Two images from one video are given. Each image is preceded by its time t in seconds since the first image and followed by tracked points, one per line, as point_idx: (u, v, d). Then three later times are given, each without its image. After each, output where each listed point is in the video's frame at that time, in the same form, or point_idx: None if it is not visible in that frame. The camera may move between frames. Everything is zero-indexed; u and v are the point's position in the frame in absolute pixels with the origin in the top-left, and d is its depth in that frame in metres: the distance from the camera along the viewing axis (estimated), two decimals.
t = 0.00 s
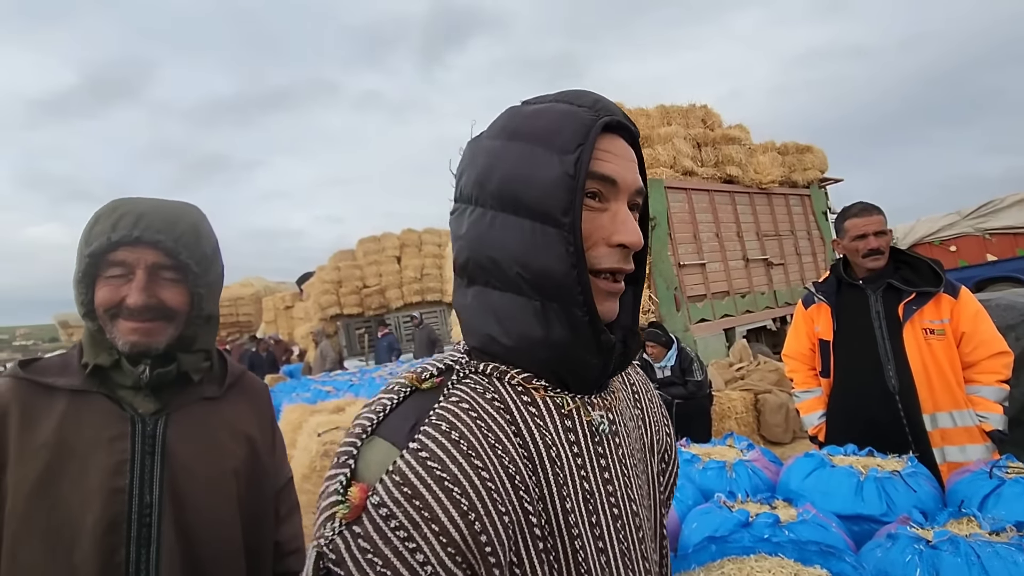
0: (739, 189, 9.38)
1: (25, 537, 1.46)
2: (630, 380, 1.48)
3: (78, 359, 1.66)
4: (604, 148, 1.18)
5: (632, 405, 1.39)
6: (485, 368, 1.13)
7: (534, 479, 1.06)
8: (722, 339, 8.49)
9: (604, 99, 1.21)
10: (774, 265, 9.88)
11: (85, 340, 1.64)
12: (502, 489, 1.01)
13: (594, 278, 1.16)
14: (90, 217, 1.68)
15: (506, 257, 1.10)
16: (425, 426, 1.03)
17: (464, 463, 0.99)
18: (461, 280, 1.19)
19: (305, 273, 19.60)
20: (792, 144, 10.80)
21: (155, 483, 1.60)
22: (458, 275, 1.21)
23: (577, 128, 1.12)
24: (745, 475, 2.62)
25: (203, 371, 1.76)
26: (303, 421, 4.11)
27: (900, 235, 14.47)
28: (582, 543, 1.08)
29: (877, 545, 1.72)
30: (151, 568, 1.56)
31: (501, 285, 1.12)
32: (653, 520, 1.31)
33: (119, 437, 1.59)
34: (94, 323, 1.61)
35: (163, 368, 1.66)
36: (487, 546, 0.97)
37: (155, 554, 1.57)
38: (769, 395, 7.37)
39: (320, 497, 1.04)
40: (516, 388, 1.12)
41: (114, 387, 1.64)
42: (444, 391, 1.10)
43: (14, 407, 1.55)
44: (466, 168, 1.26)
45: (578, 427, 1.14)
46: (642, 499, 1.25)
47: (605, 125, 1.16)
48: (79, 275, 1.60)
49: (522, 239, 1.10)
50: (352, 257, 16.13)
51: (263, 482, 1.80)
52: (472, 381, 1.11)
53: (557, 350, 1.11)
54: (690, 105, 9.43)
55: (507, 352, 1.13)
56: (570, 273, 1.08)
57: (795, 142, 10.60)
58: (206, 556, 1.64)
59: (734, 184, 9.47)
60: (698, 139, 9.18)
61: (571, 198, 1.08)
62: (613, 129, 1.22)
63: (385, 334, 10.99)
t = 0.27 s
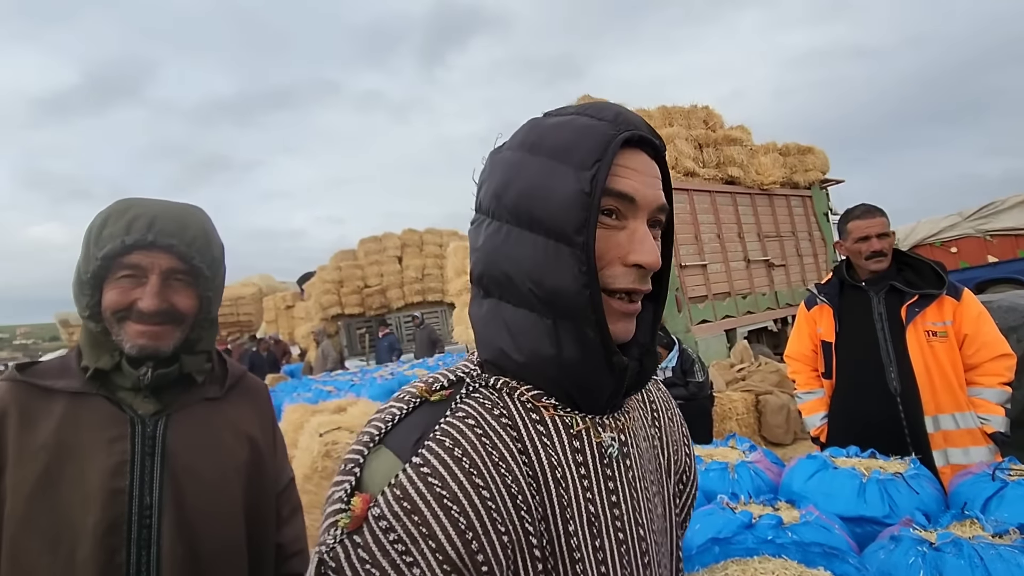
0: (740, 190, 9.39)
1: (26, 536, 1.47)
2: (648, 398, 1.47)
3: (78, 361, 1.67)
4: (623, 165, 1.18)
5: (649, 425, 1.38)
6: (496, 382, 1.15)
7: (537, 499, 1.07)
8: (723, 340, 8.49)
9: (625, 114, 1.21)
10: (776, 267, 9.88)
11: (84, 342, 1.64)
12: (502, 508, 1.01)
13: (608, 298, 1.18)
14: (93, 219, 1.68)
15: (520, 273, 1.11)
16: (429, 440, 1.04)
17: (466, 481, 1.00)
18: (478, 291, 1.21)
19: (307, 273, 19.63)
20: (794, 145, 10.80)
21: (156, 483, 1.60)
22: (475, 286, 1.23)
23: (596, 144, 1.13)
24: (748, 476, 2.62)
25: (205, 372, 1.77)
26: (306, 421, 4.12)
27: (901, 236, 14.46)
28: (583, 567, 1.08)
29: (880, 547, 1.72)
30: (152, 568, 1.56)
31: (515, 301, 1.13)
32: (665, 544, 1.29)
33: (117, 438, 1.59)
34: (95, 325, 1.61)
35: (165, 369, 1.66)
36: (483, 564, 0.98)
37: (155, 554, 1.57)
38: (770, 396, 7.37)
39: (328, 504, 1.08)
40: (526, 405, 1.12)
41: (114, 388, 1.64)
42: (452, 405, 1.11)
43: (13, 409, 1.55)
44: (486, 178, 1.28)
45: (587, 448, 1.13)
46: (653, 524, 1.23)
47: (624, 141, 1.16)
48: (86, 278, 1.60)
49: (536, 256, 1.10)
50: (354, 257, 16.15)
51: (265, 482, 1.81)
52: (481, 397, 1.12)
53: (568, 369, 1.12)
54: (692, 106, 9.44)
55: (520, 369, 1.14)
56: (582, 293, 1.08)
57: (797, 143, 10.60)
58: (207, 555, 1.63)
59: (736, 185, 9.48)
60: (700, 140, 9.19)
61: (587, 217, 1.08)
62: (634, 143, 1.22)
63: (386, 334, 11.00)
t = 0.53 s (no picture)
0: (743, 191, 9.37)
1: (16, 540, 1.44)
2: (654, 396, 1.45)
3: (53, 363, 1.64)
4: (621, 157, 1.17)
5: (655, 422, 1.37)
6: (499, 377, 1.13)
7: (539, 494, 1.06)
8: (726, 340, 8.47)
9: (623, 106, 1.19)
10: (779, 267, 9.85)
11: (60, 344, 1.62)
12: (503, 501, 1.01)
13: (608, 290, 1.17)
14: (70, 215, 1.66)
15: (520, 268, 1.10)
16: (430, 433, 1.04)
17: (466, 473, 1.00)
18: (479, 287, 1.20)
19: (309, 273, 19.64)
20: (797, 145, 10.76)
21: (148, 482, 1.60)
22: (476, 282, 1.22)
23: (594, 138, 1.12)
24: (752, 477, 2.61)
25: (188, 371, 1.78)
26: (307, 421, 4.11)
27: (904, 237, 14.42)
28: (586, 562, 1.07)
29: (886, 548, 1.70)
30: (149, 567, 1.56)
31: (517, 296, 1.12)
32: (671, 544, 1.27)
33: (109, 437, 1.59)
34: (76, 324, 1.60)
35: (151, 367, 1.67)
36: (484, 557, 0.97)
37: (152, 552, 1.57)
38: (772, 396, 7.36)
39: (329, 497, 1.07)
40: (528, 399, 1.11)
41: (96, 388, 1.63)
42: (454, 398, 1.11)
43: None
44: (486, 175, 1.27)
45: (591, 443, 1.12)
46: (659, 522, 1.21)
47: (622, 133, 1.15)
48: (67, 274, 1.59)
49: (535, 250, 1.10)
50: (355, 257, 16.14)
51: (254, 480, 1.82)
52: (482, 390, 1.11)
53: (570, 363, 1.11)
54: (694, 106, 9.42)
55: (522, 364, 1.13)
56: (582, 285, 1.07)
57: (800, 143, 10.57)
58: (205, 551, 1.65)
59: (738, 185, 9.45)
60: (702, 140, 9.16)
61: (586, 210, 1.08)
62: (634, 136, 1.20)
63: (388, 334, 10.99)
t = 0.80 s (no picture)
0: (744, 193, 9.37)
1: None
2: (666, 397, 1.45)
3: (19, 368, 1.59)
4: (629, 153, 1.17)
5: (665, 422, 1.36)
6: (508, 372, 1.14)
7: (544, 487, 1.06)
8: (728, 342, 8.47)
9: (629, 105, 1.20)
10: (780, 269, 9.85)
11: (25, 347, 1.58)
12: (507, 493, 1.01)
13: (616, 285, 1.16)
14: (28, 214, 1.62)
15: (528, 265, 1.11)
16: (438, 422, 1.05)
17: (471, 463, 1.00)
18: (490, 285, 1.22)
19: (310, 274, 19.65)
20: (798, 147, 10.77)
21: (129, 484, 1.58)
22: (488, 279, 1.24)
23: (596, 135, 1.12)
24: (756, 479, 2.61)
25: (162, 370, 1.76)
26: (309, 422, 4.11)
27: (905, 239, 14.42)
28: (589, 556, 1.07)
29: (892, 549, 1.71)
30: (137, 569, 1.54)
31: (524, 292, 1.13)
32: (679, 545, 1.26)
33: (86, 440, 1.56)
34: (42, 326, 1.57)
35: (126, 366, 1.65)
36: (486, 545, 0.98)
37: (139, 554, 1.55)
38: (774, 399, 7.35)
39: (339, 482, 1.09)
40: (535, 393, 1.11)
41: (66, 390, 1.59)
42: (462, 391, 1.12)
43: None
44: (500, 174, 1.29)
45: (597, 439, 1.12)
46: (667, 522, 1.20)
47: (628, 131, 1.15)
48: (31, 273, 1.57)
49: (543, 246, 1.10)
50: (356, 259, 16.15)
51: (234, 479, 1.80)
52: (490, 383, 1.12)
53: (576, 358, 1.11)
54: (695, 108, 9.42)
55: (530, 358, 1.14)
56: (588, 281, 1.07)
57: (801, 145, 10.58)
58: (195, 551, 1.64)
59: (740, 187, 9.46)
60: (704, 142, 9.17)
61: (591, 207, 1.08)
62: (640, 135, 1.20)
63: (389, 335, 10.97)
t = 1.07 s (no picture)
0: (742, 196, 9.39)
1: None
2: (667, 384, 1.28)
3: None
4: (591, 128, 1.12)
5: (669, 407, 1.22)
6: (484, 343, 1.11)
7: (503, 446, 0.99)
8: (725, 345, 8.49)
9: (590, 84, 1.17)
10: (778, 272, 9.87)
11: None
12: (462, 445, 0.96)
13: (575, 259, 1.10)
14: None
15: (492, 240, 1.10)
16: (411, 377, 1.05)
17: (429, 411, 0.98)
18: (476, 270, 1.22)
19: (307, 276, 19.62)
20: (796, 151, 10.82)
21: (89, 491, 1.51)
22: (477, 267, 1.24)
23: (549, 110, 1.10)
24: (755, 481, 2.62)
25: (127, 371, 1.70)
26: (307, 423, 4.10)
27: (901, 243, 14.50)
28: (547, 522, 0.98)
29: (892, 551, 1.71)
30: None
31: (496, 268, 1.10)
32: (675, 545, 1.10)
33: (43, 445, 1.49)
34: None
35: (87, 366, 1.59)
36: (435, 490, 0.94)
37: (99, 564, 1.49)
38: (772, 402, 7.36)
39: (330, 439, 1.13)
40: (508, 363, 1.06)
41: (21, 393, 1.53)
42: (445, 353, 1.13)
43: None
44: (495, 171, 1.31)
45: (565, 406, 1.04)
46: (655, 509, 1.07)
47: (586, 104, 1.11)
48: None
49: (505, 221, 1.09)
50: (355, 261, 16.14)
51: (204, 483, 1.74)
52: (467, 351, 1.10)
53: (538, 327, 1.06)
54: (694, 111, 9.46)
55: (503, 332, 1.09)
56: (542, 248, 1.03)
57: (799, 149, 10.63)
58: (167, 553, 1.59)
59: (738, 191, 9.50)
60: (702, 145, 9.20)
61: (544, 174, 1.04)
62: (604, 110, 1.15)
63: (387, 337, 10.95)
